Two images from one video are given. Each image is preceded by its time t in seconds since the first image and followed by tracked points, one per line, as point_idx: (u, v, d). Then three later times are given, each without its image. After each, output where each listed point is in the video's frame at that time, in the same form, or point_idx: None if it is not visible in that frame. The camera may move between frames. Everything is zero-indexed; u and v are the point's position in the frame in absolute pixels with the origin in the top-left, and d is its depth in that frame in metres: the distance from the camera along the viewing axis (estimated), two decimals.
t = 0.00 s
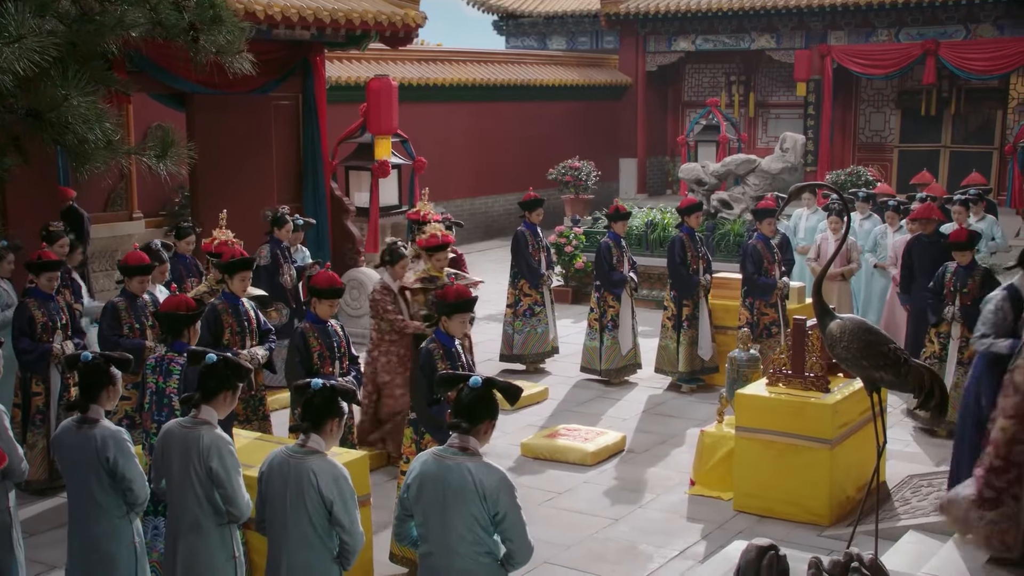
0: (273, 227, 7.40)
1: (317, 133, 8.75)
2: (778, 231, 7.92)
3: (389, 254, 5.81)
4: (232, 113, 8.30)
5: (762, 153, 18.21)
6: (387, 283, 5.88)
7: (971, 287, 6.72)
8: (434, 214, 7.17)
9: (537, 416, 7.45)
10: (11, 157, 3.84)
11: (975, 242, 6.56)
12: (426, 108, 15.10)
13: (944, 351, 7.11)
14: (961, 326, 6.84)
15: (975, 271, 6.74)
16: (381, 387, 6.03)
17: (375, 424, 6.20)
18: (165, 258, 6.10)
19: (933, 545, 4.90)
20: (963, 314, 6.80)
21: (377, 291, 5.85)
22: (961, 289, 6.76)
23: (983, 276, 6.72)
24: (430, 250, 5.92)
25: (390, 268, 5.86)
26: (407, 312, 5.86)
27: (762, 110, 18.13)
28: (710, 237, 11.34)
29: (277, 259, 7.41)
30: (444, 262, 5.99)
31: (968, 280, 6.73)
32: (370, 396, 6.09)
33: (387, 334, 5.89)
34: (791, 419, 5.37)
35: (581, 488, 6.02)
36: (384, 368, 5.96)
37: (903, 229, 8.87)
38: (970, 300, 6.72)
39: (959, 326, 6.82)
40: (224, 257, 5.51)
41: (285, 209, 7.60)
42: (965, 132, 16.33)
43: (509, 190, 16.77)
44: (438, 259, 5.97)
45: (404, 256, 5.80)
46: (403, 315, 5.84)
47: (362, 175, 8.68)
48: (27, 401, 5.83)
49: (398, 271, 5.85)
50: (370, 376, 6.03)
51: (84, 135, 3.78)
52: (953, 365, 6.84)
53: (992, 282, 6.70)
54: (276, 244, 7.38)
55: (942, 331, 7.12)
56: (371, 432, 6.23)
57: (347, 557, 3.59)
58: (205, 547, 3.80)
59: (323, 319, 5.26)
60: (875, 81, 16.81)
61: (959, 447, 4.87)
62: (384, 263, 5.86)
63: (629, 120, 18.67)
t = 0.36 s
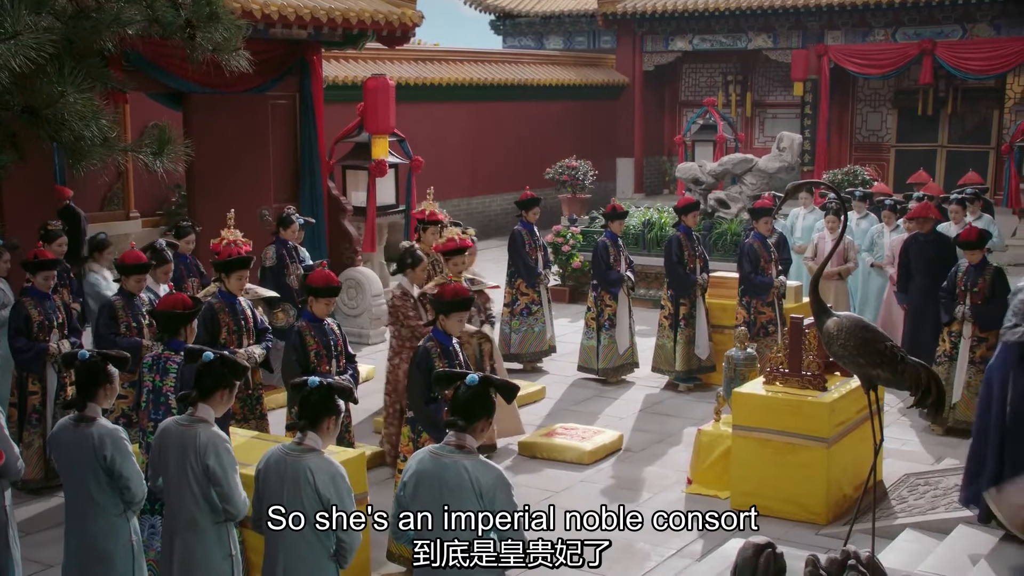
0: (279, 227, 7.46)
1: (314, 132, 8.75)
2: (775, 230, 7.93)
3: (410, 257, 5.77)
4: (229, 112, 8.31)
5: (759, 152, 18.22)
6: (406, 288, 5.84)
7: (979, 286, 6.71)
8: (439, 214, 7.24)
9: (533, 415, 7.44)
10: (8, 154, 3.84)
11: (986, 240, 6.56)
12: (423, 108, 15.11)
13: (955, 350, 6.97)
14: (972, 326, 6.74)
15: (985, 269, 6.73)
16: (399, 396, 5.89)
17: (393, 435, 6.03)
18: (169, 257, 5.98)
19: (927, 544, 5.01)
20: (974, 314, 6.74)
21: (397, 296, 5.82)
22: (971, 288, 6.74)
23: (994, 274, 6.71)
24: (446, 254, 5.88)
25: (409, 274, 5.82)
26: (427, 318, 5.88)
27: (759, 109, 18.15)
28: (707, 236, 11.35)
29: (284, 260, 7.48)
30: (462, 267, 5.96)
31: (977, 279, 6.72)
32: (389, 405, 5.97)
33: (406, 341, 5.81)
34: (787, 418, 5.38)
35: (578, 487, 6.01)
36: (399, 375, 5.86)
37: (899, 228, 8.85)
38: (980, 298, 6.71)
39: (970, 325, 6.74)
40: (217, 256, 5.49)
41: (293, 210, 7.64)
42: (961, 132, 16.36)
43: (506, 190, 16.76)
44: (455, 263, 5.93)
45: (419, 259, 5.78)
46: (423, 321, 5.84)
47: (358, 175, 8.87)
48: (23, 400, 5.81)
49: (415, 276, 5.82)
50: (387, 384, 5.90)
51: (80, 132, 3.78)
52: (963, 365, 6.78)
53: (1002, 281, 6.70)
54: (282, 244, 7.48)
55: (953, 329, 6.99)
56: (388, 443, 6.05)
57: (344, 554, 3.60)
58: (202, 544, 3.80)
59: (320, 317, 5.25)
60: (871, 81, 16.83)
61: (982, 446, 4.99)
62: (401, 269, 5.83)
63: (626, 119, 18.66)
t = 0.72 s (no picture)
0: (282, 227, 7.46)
1: (309, 132, 8.75)
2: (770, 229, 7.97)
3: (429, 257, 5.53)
4: (224, 111, 8.29)
5: (754, 152, 18.24)
6: (423, 288, 5.56)
7: (981, 284, 6.80)
8: (445, 215, 7.22)
9: (529, 414, 7.44)
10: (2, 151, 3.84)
11: (987, 238, 6.65)
12: (419, 107, 15.10)
13: (958, 347, 7.02)
14: (973, 323, 6.85)
15: (988, 267, 6.81)
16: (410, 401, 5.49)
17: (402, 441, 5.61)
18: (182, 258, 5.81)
19: (921, 542, 5.03)
20: (975, 311, 6.83)
21: (415, 296, 5.55)
22: (973, 286, 6.83)
23: (998, 272, 6.79)
24: (463, 251, 5.77)
25: (427, 274, 5.55)
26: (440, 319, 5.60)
27: (755, 109, 18.18)
28: (703, 235, 11.37)
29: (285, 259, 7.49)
30: (477, 266, 5.82)
31: (979, 277, 6.81)
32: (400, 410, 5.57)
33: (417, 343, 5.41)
34: (782, 416, 5.38)
35: (574, 485, 6.01)
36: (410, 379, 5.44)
37: (895, 228, 8.89)
38: (982, 295, 6.79)
39: (971, 322, 6.84)
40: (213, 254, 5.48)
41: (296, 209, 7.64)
42: (956, 131, 16.39)
43: (502, 189, 16.75)
44: (471, 261, 5.79)
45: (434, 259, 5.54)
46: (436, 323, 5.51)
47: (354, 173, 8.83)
48: (17, 399, 5.80)
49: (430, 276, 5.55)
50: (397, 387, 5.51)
51: (75, 129, 3.78)
52: (964, 362, 6.91)
53: (1005, 279, 6.79)
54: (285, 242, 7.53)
55: (955, 327, 7.02)
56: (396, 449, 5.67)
57: (339, 552, 3.60)
58: (197, 543, 3.79)
59: (315, 316, 5.25)
60: (866, 80, 16.85)
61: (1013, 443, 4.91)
62: (420, 269, 5.57)
63: (621, 119, 18.67)
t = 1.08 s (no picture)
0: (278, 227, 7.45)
1: (299, 131, 8.73)
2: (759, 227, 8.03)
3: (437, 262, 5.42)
4: (213, 111, 8.28)
5: (744, 151, 18.26)
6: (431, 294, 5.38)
7: (971, 281, 6.81)
8: (443, 213, 7.04)
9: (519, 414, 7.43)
10: None
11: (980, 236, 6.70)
12: (408, 106, 15.09)
13: (947, 343, 7.05)
14: (960, 319, 6.88)
15: (979, 265, 6.84)
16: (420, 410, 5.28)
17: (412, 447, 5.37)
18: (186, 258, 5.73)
19: (909, 539, 5.06)
20: (963, 308, 6.86)
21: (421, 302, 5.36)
22: (963, 283, 6.86)
23: (988, 270, 6.82)
24: (474, 256, 5.63)
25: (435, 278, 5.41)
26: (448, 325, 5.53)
27: (744, 109, 18.21)
28: (693, 235, 11.39)
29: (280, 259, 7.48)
30: (490, 271, 5.66)
31: (969, 275, 6.83)
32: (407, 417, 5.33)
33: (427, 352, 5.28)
34: (772, 414, 5.39)
35: (564, 484, 6.01)
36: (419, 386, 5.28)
37: (884, 227, 8.91)
38: (971, 293, 6.81)
39: (959, 319, 6.89)
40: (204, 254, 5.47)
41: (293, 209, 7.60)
42: (944, 131, 16.45)
43: (492, 189, 16.73)
44: (483, 266, 5.63)
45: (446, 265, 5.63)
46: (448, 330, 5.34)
47: (343, 173, 8.81)
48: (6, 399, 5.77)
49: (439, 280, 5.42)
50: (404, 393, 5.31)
51: (62, 126, 3.78)
52: (950, 358, 6.96)
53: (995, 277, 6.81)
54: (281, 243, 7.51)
55: (943, 324, 7.08)
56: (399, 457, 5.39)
57: (329, 550, 3.59)
58: (186, 542, 3.79)
59: (305, 314, 5.23)
60: (856, 80, 16.89)
61: None
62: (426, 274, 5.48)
63: (612, 119, 18.67)
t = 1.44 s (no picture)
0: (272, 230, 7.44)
1: (286, 131, 8.70)
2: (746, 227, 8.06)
3: (442, 260, 5.19)
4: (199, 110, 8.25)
5: (732, 151, 18.30)
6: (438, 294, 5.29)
7: (954, 277, 6.87)
8: (443, 213, 6.94)
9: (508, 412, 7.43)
10: None
11: (964, 233, 6.73)
12: (397, 105, 15.07)
13: (931, 340, 7.09)
14: (945, 316, 6.92)
15: (963, 261, 6.90)
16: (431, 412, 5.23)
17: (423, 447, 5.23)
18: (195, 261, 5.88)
19: (896, 536, 5.08)
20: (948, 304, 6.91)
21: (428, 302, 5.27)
22: (947, 279, 6.91)
23: (972, 266, 6.88)
24: (484, 255, 5.58)
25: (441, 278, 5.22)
26: (457, 325, 5.55)
27: (732, 108, 18.26)
28: (680, 234, 11.42)
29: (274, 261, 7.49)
30: (501, 271, 5.63)
31: (953, 270, 6.89)
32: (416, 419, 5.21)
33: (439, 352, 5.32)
34: (759, 412, 5.40)
35: (552, 483, 6.01)
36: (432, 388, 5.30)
37: (871, 226, 8.94)
38: (955, 289, 6.87)
39: (943, 315, 6.92)
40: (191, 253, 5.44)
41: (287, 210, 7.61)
42: (931, 131, 16.51)
43: (480, 188, 16.72)
44: (494, 266, 5.60)
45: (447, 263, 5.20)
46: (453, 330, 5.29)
47: (331, 172, 8.79)
48: None
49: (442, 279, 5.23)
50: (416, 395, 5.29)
51: (48, 122, 3.77)
52: (934, 354, 6.99)
53: (979, 274, 6.86)
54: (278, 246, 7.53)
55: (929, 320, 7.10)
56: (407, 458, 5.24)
57: (316, 548, 3.58)
58: (173, 541, 3.77)
59: (293, 314, 5.21)
60: (843, 80, 16.94)
61: None
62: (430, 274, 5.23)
63: (600, 118, 18.69)
